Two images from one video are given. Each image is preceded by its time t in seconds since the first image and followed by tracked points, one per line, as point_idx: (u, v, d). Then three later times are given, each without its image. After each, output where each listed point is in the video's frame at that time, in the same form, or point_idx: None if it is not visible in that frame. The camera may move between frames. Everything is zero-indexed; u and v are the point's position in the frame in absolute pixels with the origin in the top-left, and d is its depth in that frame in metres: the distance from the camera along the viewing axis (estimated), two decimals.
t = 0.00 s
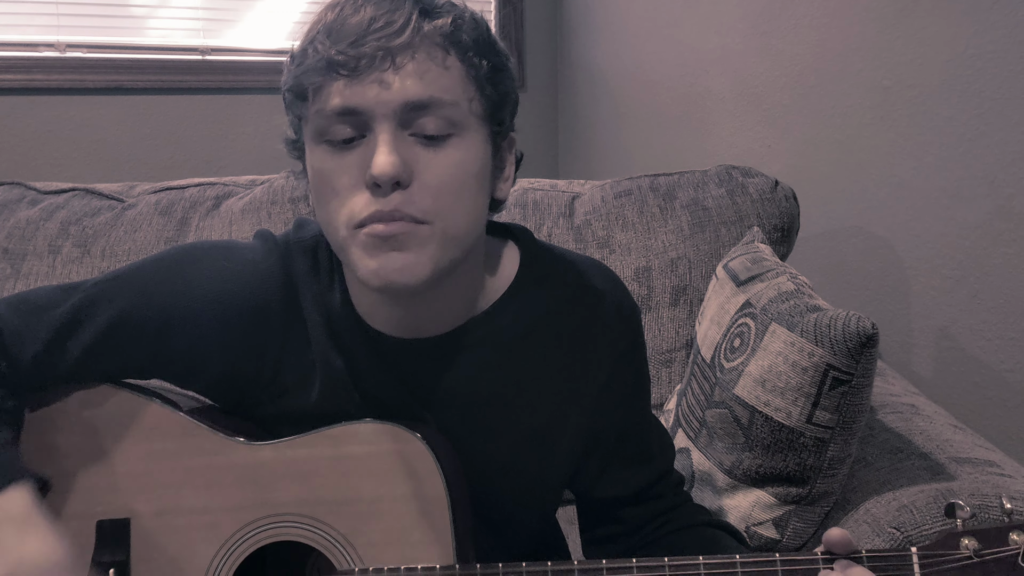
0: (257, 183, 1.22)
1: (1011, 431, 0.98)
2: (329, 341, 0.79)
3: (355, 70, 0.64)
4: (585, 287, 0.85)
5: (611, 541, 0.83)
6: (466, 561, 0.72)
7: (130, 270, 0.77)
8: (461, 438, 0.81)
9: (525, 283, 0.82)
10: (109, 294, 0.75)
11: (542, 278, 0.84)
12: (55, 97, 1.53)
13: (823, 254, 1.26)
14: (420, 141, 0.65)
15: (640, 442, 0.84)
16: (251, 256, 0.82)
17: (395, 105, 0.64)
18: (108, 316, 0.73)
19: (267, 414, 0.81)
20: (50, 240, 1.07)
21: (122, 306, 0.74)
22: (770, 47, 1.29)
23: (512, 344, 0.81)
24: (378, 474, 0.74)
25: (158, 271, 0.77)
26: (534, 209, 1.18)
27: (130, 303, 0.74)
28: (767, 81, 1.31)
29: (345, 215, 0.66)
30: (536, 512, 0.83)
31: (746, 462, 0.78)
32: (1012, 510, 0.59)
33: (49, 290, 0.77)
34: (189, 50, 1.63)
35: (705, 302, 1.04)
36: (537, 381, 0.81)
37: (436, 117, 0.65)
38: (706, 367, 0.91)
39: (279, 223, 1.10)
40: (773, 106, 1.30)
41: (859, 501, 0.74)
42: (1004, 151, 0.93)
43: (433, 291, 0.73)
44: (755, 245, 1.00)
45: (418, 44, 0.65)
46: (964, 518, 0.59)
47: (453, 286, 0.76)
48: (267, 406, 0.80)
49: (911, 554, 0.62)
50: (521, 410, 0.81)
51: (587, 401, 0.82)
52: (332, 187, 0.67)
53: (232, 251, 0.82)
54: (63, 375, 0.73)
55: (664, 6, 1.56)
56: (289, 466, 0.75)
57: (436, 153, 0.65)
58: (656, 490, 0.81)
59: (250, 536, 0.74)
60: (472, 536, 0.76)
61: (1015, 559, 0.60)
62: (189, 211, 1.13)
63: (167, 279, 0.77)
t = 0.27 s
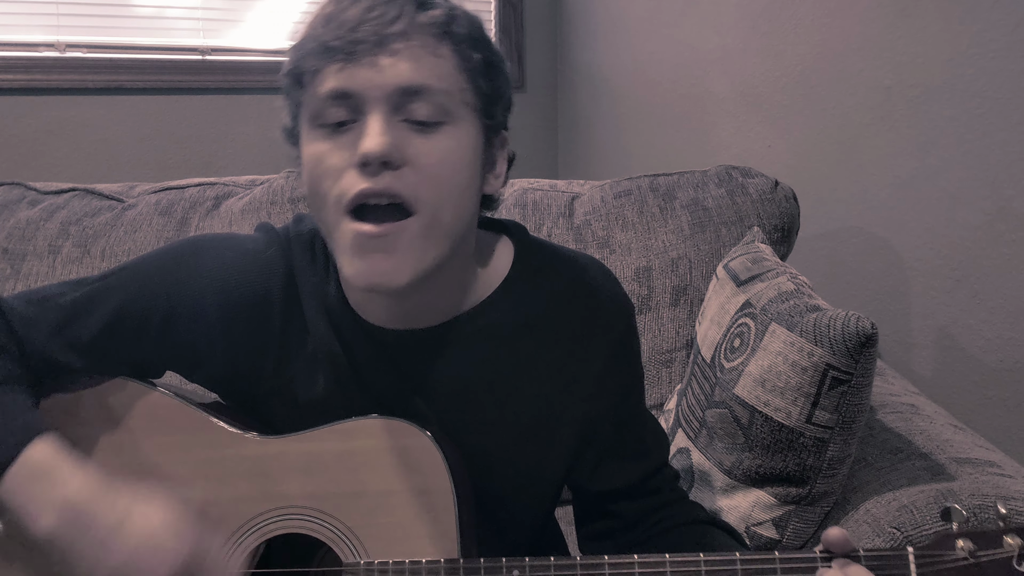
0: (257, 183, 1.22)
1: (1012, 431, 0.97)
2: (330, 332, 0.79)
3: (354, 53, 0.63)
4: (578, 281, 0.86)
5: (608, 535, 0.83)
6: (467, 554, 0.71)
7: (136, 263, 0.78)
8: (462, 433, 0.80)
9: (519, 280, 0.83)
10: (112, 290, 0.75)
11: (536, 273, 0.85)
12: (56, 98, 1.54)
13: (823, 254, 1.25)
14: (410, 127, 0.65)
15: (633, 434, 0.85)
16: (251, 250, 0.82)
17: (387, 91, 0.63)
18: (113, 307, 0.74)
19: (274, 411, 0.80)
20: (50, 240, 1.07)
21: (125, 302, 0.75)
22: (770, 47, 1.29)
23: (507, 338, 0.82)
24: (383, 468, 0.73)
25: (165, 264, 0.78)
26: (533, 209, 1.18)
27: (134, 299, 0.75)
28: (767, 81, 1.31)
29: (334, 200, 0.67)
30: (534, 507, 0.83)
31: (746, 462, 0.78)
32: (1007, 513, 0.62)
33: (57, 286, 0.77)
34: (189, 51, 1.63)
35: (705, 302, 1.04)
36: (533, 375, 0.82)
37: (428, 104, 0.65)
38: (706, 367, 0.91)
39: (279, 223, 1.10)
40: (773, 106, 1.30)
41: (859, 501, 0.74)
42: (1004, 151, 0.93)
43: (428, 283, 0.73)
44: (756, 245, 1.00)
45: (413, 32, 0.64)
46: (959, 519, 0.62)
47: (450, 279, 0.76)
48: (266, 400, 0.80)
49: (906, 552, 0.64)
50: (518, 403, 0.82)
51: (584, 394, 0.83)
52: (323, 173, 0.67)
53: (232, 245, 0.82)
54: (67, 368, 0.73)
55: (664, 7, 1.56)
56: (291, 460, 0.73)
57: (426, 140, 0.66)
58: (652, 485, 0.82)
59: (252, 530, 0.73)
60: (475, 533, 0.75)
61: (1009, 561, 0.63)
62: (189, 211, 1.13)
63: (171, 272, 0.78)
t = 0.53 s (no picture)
0: (257, 183, 1.22)
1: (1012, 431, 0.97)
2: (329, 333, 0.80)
3: (424, 56, 0.65)
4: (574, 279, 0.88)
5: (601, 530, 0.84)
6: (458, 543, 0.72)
7: (133, 266, 0.78)
8: (459, 432, 0.81)
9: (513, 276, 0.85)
10: (115, 289, 0.75)
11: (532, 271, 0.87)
12: (55, 97, 1.53)
13: (823, 253, 1.25)
14: (460, 137, 0.67)
15: (629, 431, 0.85)
16: (249, 249, 0.83)
17: (445, 99, 0.66)
18: (111, 313, 0.74)
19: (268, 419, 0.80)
20: (49, 241, 1.07)
21: (129, 300, 0.75)
22: (770, 47, 1.29)
23: (503, 335, 0.83)
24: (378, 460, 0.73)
25: (163, 270, 0.78)
26: (533, 209, 1.18)
27: (137, 298, 0.75)
28: (767, 81, 1.31)
29: (377, 190, 0.68)
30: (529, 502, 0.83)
31: (746, 462, 0.78)
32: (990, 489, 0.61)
33: (52, 290, 0.76)
34: (188, 51, 1.64)
35: (705, 302, 1.04)
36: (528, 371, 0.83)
37: (479, 118, 0.68)
38: (706, 367, 0.91)
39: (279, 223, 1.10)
40: (773, 106, 1.30)
41: (859, 501, 0.74)
42: (1005, 150, 0.92)
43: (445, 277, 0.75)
44: (755, 245, 1.00)
45: (481, 47, 0.68)
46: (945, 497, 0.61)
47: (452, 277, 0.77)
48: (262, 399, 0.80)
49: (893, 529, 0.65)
50: (513, 399, 0.82)
51: (579, 389, 0.84)
52: (367, 161, 0.68)
53: (230, 245, 0.83)
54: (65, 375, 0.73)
55: (664, 6, 1.56)
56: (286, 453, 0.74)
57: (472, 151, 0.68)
58: (646, 479, 0.83)
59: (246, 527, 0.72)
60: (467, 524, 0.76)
61: (996, 536, 0.62)
62: (189, 211, 1.13)
63: (167, 278, 0.77)
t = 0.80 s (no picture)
0: (257, 183, 1.22)
1: (1012, 431, 0.97)
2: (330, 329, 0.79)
3: (453, 52, 0.65)
4: (570, 274, 0.88)
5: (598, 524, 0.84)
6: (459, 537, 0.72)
7: (133, 261, 0.78)
8: (457, 424, 0.81)
9: (509, 272, 0.85)
10: (114, 284, 0.75)
11: (528, 268, 0.87)
12: (55, 97, 1.54)
13: (823, 253, 1.25)
14: (483, 131, 0.67)
15: (626, 427, 0.86)
16: (250, 247, 0.82)
17: (470, 95, 0.66)
18: (109, 306, 0.74)
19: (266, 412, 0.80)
20: (49, 240, 1.07)
21: (127, 294, 0.75)
22: (770, 47, 1.29)
23: (500, 331, 0.83)
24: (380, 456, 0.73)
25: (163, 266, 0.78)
26: (533, 209, 1.18)
27: (135, 292, 0.75)
28: (767, 81, 1.31)
29: (397, 179, 0.67)
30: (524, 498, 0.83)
31: (746, 462, 0.78)
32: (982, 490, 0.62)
33: (60, 280, 0.77)
34: (188, 51, 1.64)
35: (705, 302, 1.04)
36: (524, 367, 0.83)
37: (500, 114, 0.68)
38: (706, 367, 0.91)
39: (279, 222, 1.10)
40: (773, 106, 1.30)
41: (859, 500, 0.74)
42: (1005, 151, 0.92)
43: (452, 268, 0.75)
44: (756, 245, 1.00)
45: (503, 44, 0.68)
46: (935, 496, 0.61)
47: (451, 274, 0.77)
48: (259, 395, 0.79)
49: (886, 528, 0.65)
50: (510, 395, 0.82)
51: (576, 385, 0.84)
52: (389, 150, 0.67)
53: (231, 243, 0.82)
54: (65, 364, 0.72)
55: (665, 7, 1.56)
56: (288, 448, 0.73)
57: (494, 146, 0.68)
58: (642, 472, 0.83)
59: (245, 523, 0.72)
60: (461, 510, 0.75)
61: (987, 536, 0.62)
62: (189, 212, 1.13)
63: (164, 277, 0.77)
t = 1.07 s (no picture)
0: (257, 183, 1.22)
1: (1011, 431, 0.97)
2: (333, 326, 0.80)
3: (441, 41, 0.66)
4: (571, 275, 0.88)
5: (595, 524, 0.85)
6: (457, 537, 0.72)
7: (135, 249, 0.78)
8: (456, 423, 0.80)
9: (510, 272, 0.85)
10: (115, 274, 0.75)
11: (528, 268, 0.87)
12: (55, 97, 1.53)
13: (823, 253, 1.25)
14: (470, 120, 0.69)
15: (624, 427, 0.86)
16: (250, 243, 0.82)
17: (458, 84, 0.67)
18: (108, 295, 0.74)
19: (263, 407, 0.78)
20: (50, 240, 1.07)
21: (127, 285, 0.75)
22: (770, 47, 1.29)
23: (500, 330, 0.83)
24: (382, 454, 0.73)
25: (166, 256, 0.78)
26: (533, 209, 1.18)
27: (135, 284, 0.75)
28: (767, 81, 1.31)
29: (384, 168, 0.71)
30: (525, 497, 0.83)
31: (746, 462, 0.78)
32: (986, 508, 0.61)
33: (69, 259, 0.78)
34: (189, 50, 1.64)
35: (705, 302, 1.04)
36: (524, 367, 0.83)
37: (487, 102, 0.69)
38: (706, 367, 0.91)
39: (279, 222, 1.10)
40: (773, 106, 1.30)
41: (859, 501, 0.74)
42: (1005, 151, 0.92)
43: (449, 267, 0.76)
44: (755, 245, 1.00)
45: (487, 40, 0.68)
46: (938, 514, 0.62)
47: (449, 273, 0.77)
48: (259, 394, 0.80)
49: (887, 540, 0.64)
50: (508, 392, 0.82)
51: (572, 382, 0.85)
52: (379, 140, 0.70)
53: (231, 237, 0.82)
54: (72, 346, 0.74)
55: (665, 7, 1.56)
56: (290, 444, 0.74)
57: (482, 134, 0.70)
58: (642, 472, 0.84)
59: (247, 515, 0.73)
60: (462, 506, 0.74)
61: (989, 553, 0.62)
62: (189, 211, 1.13)
63: (162, 272, 0.76)
